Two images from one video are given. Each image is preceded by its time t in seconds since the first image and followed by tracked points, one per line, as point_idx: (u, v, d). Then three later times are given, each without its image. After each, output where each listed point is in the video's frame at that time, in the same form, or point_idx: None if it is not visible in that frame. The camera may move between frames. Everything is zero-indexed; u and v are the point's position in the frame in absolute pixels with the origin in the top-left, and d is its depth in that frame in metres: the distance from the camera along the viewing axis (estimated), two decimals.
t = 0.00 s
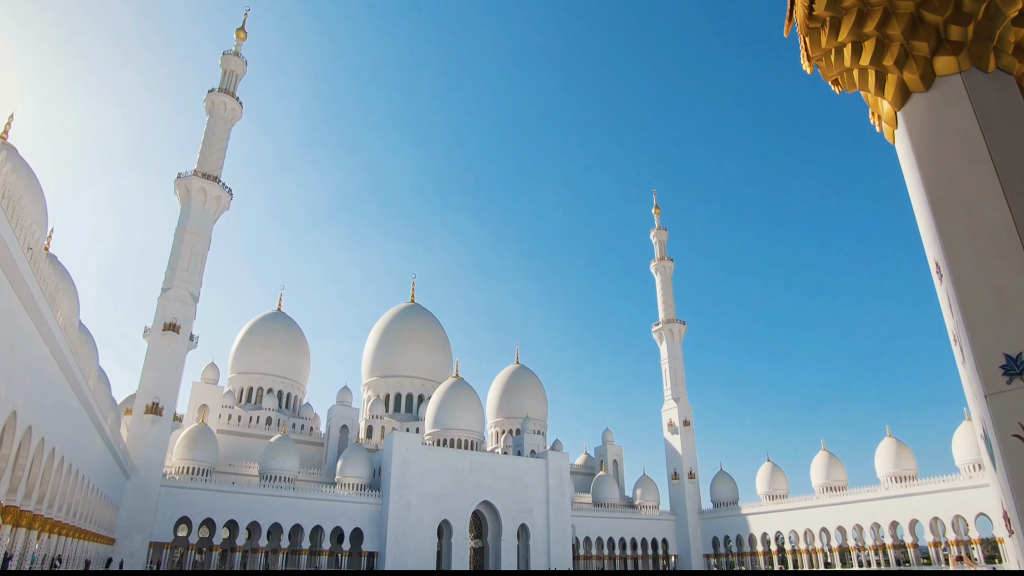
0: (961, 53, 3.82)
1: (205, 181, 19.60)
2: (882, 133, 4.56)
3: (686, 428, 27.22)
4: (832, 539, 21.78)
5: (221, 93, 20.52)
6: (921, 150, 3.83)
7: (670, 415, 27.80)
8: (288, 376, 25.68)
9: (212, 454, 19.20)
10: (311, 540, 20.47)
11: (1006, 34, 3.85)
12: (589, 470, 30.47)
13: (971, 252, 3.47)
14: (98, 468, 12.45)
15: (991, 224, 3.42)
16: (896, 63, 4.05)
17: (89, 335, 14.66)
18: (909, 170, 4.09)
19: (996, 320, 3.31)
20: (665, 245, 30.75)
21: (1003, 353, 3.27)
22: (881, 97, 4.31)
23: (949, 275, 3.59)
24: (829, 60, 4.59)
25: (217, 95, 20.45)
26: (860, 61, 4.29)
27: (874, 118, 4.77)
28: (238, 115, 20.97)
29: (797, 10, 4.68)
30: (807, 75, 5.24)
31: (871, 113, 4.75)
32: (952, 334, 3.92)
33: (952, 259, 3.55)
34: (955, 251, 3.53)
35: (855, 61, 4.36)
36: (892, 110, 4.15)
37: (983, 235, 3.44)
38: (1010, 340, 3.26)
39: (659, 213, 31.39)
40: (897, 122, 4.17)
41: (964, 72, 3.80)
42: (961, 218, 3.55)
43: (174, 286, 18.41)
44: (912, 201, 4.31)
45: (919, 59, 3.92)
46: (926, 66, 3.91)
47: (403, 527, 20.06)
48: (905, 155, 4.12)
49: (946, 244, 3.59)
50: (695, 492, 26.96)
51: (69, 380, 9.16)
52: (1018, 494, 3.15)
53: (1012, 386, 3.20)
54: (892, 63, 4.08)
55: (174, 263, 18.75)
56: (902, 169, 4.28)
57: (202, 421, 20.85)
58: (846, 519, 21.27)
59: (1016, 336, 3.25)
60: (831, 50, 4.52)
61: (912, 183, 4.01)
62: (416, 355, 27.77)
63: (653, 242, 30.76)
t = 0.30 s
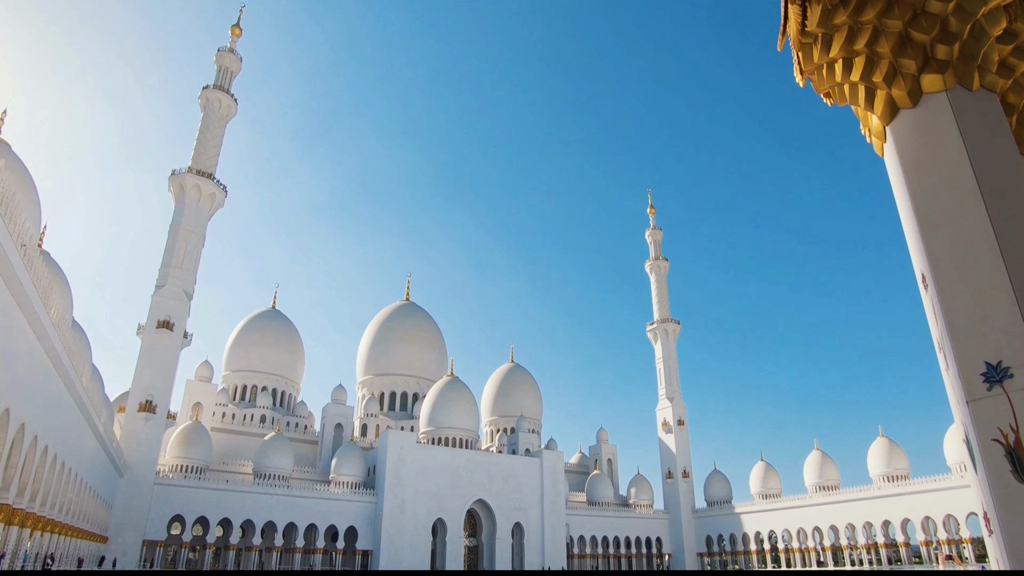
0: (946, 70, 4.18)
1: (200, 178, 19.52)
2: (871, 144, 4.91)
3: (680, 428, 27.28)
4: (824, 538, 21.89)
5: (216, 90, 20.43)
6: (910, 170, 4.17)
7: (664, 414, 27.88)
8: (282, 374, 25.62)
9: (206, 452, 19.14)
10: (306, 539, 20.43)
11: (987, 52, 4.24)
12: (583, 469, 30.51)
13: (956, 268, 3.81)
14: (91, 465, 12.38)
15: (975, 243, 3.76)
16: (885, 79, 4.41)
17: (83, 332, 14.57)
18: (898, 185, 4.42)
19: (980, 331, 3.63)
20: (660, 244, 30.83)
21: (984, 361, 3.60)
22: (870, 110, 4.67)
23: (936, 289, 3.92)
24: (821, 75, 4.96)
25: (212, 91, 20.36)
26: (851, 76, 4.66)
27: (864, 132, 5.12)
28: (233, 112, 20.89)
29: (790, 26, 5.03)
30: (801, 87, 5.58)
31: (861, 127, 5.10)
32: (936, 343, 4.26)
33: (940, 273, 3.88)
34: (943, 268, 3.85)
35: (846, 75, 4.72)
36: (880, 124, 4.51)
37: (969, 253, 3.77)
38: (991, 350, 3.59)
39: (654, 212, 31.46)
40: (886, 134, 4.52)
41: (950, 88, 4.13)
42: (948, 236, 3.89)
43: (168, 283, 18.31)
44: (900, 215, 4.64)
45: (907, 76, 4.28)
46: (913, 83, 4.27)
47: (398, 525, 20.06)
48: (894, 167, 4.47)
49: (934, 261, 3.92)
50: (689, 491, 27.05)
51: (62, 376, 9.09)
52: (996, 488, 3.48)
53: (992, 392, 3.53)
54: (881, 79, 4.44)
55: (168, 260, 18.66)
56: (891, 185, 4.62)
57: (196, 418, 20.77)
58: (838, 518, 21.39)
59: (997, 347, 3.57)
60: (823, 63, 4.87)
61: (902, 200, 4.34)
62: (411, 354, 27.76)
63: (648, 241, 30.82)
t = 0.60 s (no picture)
0: (932, 87, 4.05)
1: (194, 175, 19.42)
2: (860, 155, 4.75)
3: (674, 428, 27.35)
4: (817, 537, 21.99)
5: (210, 87, 20.33)
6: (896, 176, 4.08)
7: (658, 414, 27.92)
8: (276, 373, 25.53)
9: (200, 450, 19.07)
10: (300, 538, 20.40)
11: (970, 69, 4.12)
12: (577, 469, 30.55)
13: (940, 274, 3.72)
14: (83, 464, 12.30)
15: (958, 250, 3.67)
16: (872, 94, 4.25)
17: (75, 329, 14.46)
18: (884, 192, 4.32)
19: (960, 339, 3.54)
20: (655, 245, 30.89)
21: (965, 368, 3.52)
22: (858, 123, 4.51)
23: (921, 295, 3.83)
24: (811, 86, 4.76)
25: (206, 88, 20.27)
26: (840, 91, 4.48)
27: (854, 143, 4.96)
28: (228, 109, 20.80)
29: (781, 37, 4.82)
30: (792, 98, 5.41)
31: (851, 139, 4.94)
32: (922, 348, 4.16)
33: (923, 280, 3.80)
34: (925, 274, 3.77)
35: (835, 91, 4.53)
36: (867, 139, 4.36)
37: (950, 261, 3.68)
38: (973, 355, 3.50)
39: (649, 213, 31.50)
40: (872, 148, 4.37)
41: (935, 106, 4.02)
42: (932, 243, 3.80)
43: (162, 281, 18.22)
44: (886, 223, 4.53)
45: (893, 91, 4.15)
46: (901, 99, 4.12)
47: (392, 524, 20.02)
48: (882, 179, 4.33)
49: (917, 268, 3.84)
50: (683, 491, 27.12)
51: (55, 374, 9.03)
52: (978, 497, 3.38)
53: (972, 398, 3.45)
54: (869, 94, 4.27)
55: (162, 258, 18.57)
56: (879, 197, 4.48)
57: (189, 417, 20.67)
58: (831, 517, 21.50)
59: (977, 352, 3.48)
60: (813, 78, 4.68)
61: (887, 207, 4.24)
62: (406, 353, 27.71)
63: (643, 242, 30.87)
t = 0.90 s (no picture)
0: (915, 107, 3.73)
1: (187, 173, 19.33)
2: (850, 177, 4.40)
3: (667, 428, 27.44)
4: (809, 538, 22.11)
5: (204, 85, 20.25)
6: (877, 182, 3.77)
7: (651, 415, 27.99)
8: (269, 372, 25.42)
9: (192, 450, 18.97)
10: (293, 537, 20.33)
11: (953, 90, 3.77)
12: (571, 468, 30.60)
13: (917, 276, 3.43)
14: (75, 463, 12.21)
15: (937, 252, 3.38)
16: (858, 112, 3.95)
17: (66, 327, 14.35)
18: (867, 206, 4.00)
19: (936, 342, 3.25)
20: (649, 246, 30.95)
21: (941, 372, 3.22)
22: (845, 142, 4.18)
23: (899, 300, 3.53)
24: (801, 103, 4.48)
25: (199, 86, 20.17)
26: (828, 109, 4.19)
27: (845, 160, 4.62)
28: (221, 107, 20.72)
29: (773, 54, 4.57)
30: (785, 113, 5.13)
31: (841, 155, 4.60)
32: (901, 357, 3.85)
33: (900, 281, 3.51)
34: (902, 275, 3.49)
35: (824, 108, 4.24)
36: (852, 158, 4.03)
37: (928, 264, 3.40)
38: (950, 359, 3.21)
39: (643, 213, 31.58)
40: (857, 167, 4.03)
41: (917, 124, 3.68)
42: (910, 245, 3.51)
43: (155, 280, 18.13)
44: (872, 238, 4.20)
45: (878, 110, 3.83)
46: (884, 118, 3.80)
47: (385, 524, 19.97)
48: (864, 192, 3.99)
49: (895, 271, 3.54)
50: (676, 491, 27.19)
51: (45, 373, 8.95)
52: (953, 504, 3.08)
53: (948, 403, 3.15)
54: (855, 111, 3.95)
55: (154, 256, 18.45)
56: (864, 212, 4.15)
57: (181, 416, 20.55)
58: (822, 518, 21.62)
59: (956, 357, 3.19)
60: (802, 95, 4.40)
61: (866, 211, 3.94)
62: (399, 353, 27.63)
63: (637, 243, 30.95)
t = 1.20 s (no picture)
0: (902, 125, 3.73)
1: (181, 172, 19.23)
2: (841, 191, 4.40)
3: (661, 429, 27.50)
4: (801, 538, 22.20)
5: (198, 83, 20.16)
6: (865, 194, 3.77)
7: (645, 416, 28.05)
8: (262, 372, 25.33)
9: (185, 450, 18.89)
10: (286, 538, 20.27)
11: (938, 108, 3.80)
12: (564, 469, 30.63)
13: (901, 287, 3.43)
14: (66, 463, 12.12)
15: (921, 263, 3.39)
16: (846, 129, 3.94)
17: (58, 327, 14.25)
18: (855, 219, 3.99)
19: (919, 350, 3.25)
20: (643, 247, 31.00)
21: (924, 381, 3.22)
22: (834, 157, 4.16)
23: (884, 310, 3.53)
24: (792, 119, 4.44)
25: (193, 84, 20.08)
26: (817, 125, 4.17)
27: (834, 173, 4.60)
28: (215, 106, 20.62)
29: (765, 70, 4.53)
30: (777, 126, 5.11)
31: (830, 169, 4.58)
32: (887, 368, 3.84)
33: (885, 292, 3.51)
34: (887, 288, 3.49)
35: (813, 125, 4.21)
36: (840, 174, 4.02)
37: (912, 276, 3.41)
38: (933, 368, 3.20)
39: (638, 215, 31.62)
40: (845, 183, 4.02)
41: (902, 141, 3.69)
42: (895, 257, 3.51)
43: (147, 279, 18.03)
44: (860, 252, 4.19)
45: (865, 127, 3.83)
46: (872, 134, 3.80)
47: (379, 525, 19.93)
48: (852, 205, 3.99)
49: (881, 283, 3.54)
50: (669, 492, 27.25)
51: (37, 372, 8.91)
52: (934, 508, 3.07)
53: (930, 411, 3.15)
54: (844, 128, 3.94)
55: (147, 255, 18.35)
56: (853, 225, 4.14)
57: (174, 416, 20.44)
58: (814, 519, 21.72)
59: (938, 364, 3.19)
60: (793, 111, 4.35)
61: (854, 224, 3.93)
62: (393, 353, 27.58)
63: (632, 244, 30.99)
